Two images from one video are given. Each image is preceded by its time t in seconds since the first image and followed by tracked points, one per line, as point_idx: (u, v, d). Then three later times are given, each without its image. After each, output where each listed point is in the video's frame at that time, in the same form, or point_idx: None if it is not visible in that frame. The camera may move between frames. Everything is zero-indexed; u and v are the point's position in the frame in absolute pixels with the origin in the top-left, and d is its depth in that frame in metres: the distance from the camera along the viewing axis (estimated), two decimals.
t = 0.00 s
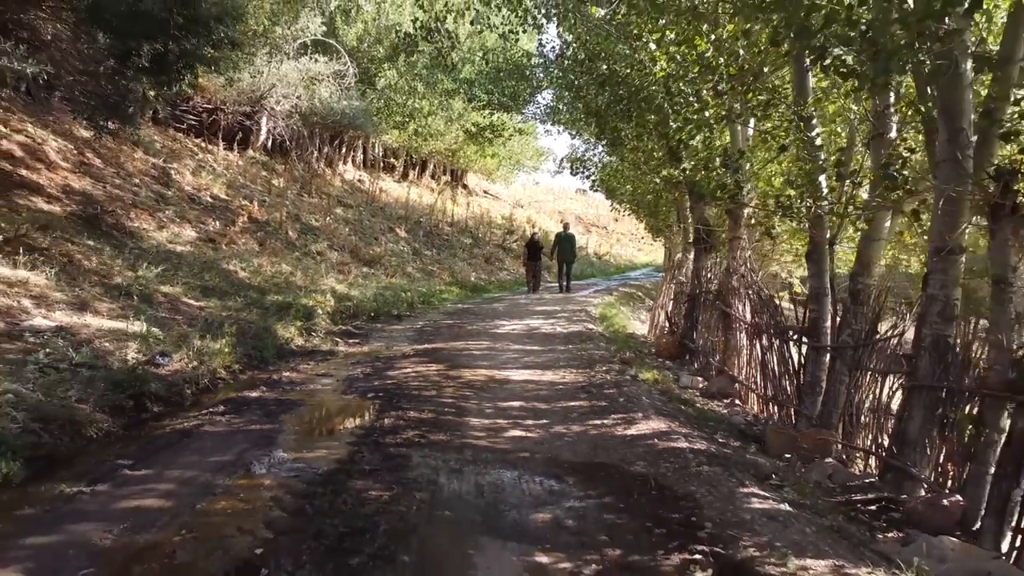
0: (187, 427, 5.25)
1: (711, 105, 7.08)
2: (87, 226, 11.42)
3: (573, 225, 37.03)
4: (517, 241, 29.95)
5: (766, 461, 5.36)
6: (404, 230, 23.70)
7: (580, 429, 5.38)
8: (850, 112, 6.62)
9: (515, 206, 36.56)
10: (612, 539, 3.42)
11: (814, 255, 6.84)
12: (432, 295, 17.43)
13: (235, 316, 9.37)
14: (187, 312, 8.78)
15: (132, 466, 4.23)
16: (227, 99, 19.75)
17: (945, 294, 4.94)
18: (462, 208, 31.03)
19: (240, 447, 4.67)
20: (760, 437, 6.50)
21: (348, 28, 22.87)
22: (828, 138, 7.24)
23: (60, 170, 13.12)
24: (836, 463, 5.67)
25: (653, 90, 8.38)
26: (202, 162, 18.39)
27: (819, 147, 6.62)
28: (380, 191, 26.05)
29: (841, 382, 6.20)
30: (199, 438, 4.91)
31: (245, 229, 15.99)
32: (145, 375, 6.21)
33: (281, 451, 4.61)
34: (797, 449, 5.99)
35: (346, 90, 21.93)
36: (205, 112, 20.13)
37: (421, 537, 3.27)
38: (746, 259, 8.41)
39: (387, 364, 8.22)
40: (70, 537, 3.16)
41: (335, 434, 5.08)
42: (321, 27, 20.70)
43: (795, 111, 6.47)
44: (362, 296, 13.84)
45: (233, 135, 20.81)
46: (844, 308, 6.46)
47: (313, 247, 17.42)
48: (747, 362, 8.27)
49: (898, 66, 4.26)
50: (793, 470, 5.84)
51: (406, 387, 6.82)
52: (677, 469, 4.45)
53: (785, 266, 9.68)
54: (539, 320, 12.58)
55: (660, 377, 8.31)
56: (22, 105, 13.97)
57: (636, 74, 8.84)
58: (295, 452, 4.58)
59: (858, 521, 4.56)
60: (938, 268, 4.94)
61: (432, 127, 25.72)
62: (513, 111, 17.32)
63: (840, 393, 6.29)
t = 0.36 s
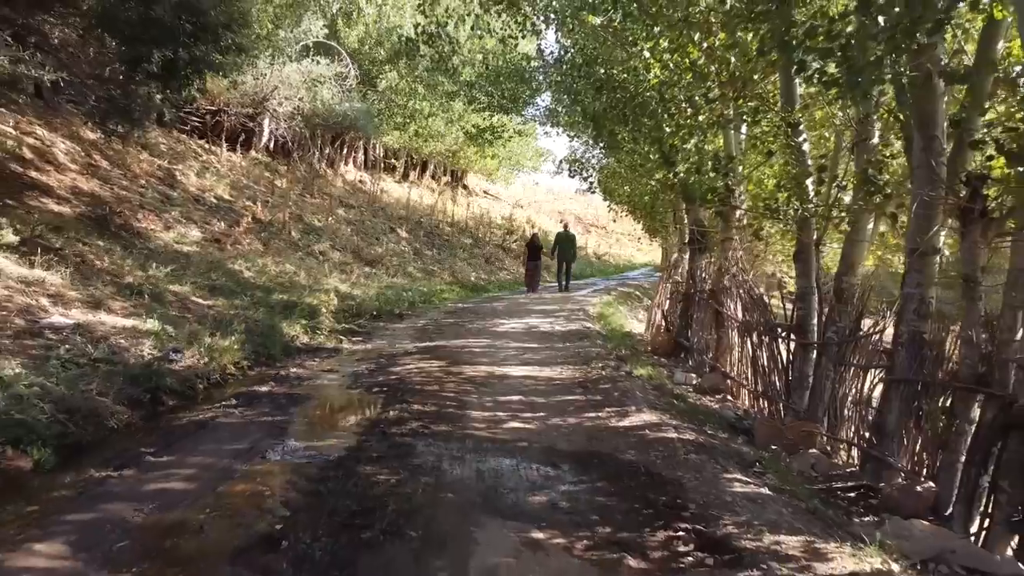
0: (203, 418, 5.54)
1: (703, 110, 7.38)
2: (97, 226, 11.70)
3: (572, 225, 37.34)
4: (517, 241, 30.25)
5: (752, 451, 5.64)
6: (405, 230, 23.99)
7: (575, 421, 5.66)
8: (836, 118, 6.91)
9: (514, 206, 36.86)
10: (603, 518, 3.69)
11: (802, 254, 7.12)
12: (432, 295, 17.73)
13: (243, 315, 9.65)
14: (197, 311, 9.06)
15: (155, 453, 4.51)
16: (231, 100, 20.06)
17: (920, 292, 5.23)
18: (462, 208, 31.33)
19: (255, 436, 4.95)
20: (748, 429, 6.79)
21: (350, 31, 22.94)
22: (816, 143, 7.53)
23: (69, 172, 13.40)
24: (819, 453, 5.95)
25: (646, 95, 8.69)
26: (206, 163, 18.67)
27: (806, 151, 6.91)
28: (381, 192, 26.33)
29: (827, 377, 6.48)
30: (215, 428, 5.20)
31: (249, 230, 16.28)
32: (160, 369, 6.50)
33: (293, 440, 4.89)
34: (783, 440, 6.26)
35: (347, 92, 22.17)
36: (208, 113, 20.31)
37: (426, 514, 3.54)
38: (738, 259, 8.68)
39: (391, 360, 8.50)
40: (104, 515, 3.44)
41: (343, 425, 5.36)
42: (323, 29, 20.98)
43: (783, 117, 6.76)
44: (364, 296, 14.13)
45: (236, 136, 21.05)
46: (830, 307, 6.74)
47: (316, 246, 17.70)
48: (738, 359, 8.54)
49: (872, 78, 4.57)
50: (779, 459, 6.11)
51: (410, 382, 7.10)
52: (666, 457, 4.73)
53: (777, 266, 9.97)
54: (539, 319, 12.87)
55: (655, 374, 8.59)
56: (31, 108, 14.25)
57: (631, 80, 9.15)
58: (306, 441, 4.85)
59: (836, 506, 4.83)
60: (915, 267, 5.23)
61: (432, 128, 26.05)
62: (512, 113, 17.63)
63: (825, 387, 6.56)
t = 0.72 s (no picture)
0: (217, 411, 5.82)
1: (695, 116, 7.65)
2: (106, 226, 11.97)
3: (572, 226, 37.63)
4: (517, 242, 30.53)
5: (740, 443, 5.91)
6: (406, 231, 24.26)
7: (572, 414, 5.93)
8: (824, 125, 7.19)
9: (514, 207, 37.14)
10: (595, 500, 3.96)
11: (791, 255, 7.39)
12: (434, 294, 18.01)
13: (250, 313, 9.93)
14: (205, 310, 9.34)
15: (175, 442, 4.80)
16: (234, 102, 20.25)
17: (899, 291, 5.51)
18: (462, 209, 31.61)
19: (268, 427, 5.24)
20: (738, 423, 7.05)
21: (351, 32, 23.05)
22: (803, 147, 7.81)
23: (77, 174, 13.66)
24: (804, 445, 6.23)
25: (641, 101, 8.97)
26: (209, 164, 18.94)
27: (794, 156, 7.19)
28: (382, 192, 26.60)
29: (813, 372, 6.74)
30: (230, 420, 5.47)
31: (253, 230, 16.53)
32: (174, 365, 6.78)
33: (303, 431, 5.17)
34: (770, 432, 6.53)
35: (349, 94, 22.34)
36: (211, 115, 20.47)
37: (431, 497, 3.80)
38: (730, 260, 8.95)
39: (394, 357, 8.78)
40: (133, 496, 3.71)
41: (351, 417, 5.64)
42: (325, 32, 21.23)
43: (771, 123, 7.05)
44: (366, 295, 14.41)
45: (239, 137, 21.31)
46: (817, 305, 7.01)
47: (318, 247, 17.98)
48: (731, 356, 8.81)
49: (849, 89, 4.87)
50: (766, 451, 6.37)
51: (413, 378, 7.38)
52: (657, 447, 5.00)
53: (769, 266, 10.23)
54: (538, 318, 13.15)
55: (650, 371, 8.87)
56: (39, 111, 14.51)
57: (627, 85, 9.42)
58: (317, 432, 5.13)
59: (817, 492, 5.10)
60: (893, 267, 5.51)
61: (432, 130, 26.32)
62: (512, 115, 17.88)
63: (812, 382, 6.83)
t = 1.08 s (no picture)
0: (233, 403, 6.15)
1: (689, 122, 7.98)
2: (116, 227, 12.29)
3: (571, 226, 37.99)
4: (516, 242, 30.89)
5: (727, 434, 6.24)
6: (407, 231, 24.60)
7: (567, 406, 6.28)
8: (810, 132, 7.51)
9: (514, 207, 37.49)
10: (588, 482, 4.29)
11: (781, 255, 7.74)
12: (435, 294, 18.36)
13: (258, 312, 10.27)
14: (215, 308, 9.68)
15: (196, 431, 5.13)
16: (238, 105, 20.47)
17: (877, 290, 5.84)
18: (463, 209, 31.94)
19: (282, 418, 5.57)
20: (727, 415, 7.38)
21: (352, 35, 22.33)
22: (791, 152, 8.13)
23: (87, 176, 13.97)
24: (789, 436, 6.56)
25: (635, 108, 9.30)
26: (214, 166, 19.26)
27: (781, 161, 7.52)
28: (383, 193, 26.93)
29: (799, 367, 7.07)
30: (245, 411, 5.81)
31: (258, 231, 16.85)
32: (189, 360, 7.12)
33: (315, 421, 5.50)
34: (756, 424, 6.86)
35: (351, 96, 22.49)
36: (216, 117, 20.85)
37: (436, 479, 4.12)
38: (722, 261, 9.28)
39: (398, 354, 9.12)
40: (164, 478, 4.05)
41: (359, 409, 5.98)
42: (328, 35, 21.51)
43: (759, 129, 7.37)
44: (369, 295, 14.76)
45: (243, 139, 21.65)
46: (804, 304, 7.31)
47: (321, 247, 18.31)
48: (723, 353, 9.14)
49: (829, 100, 5.20)
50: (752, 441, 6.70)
51: (417, 374, 7.72)
52: (647, 435, 5.34)
53: (761, 266, 10.56)
54: (537, 317, 13.49)
55: (644, 367, 9.20)
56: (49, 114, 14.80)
57: (622, 92, 9.75)
58: (328, 422, 5.47)
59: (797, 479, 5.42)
60: (871, 267, 5.84)
61: (433, 131, 26.62)
62: (512, 117, 18.16)
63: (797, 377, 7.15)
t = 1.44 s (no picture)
0: (244, 397, 6.43)
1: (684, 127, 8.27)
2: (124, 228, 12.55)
3: (570, 226, 38.29)
4: (516, 242, 31.18)
5: (717, 427, 6.52)
6: (408, 232, 24.88)
7: (565, 400, 6.55)
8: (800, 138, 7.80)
9: (514, 207, 37.77)
10: (583, 469, 4.57)
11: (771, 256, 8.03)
12: (436, 294, 18.64)
13: (264, 311, 10.55)
14: (223, 307, 9.96)
15: (212, 423, 5.41)
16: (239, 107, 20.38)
17: (860, 289, 6.11)
18: (463, 209, 32.21)
19: (292, 411, 5.85)
20: (719, 410, 7.65)
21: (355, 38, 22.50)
22: (781, 156, 8.39)
23: (95, 178, 14.23)
24: (778, 429, 6.82)
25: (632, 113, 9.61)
26: (218, 168, 19.52)
27: (771, 164, 7.79)
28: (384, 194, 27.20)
29: (788, 364, 7.33)
30: (256, 405, 6.09)
31: (262, 232, 17.12)
32: (201, 356, 7.39)
33: (323, 414, 5.78)
34: (745, 418, 7.13)
35: (352, 98, 22.61)
36: (219, 119, 21.08)
37: (440, 465, 4.40)
38: (715, 261, 9.56)
39: (401, 352, 9.40)
40: (186, 464, 4.34)
41: (365, 403, 6.25)
42: (330, 38, 21.68)
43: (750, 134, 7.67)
44: (371, 295, 15.04)
45: (246, 140, 21.95)
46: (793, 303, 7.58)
47: (324, 247, 18.60)
48: (716, 351, 9.41)
49: (814, 108, 5.50)
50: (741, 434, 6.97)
51: (420, 370, 8.00)
52: (640, 427, 5.62)
53: (753, 267, 10.83)
54: (536, 316, 13.76)
55: (639, 363, 9.47)
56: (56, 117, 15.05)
57: (619, 97, 10.05)
58: (335, 415, 5.74)
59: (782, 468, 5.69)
60: (854, 268, 6.11)
61: (433, 132, 26.90)
62: (512, 119, 18.41)
63: (786, 373, 7.42)
